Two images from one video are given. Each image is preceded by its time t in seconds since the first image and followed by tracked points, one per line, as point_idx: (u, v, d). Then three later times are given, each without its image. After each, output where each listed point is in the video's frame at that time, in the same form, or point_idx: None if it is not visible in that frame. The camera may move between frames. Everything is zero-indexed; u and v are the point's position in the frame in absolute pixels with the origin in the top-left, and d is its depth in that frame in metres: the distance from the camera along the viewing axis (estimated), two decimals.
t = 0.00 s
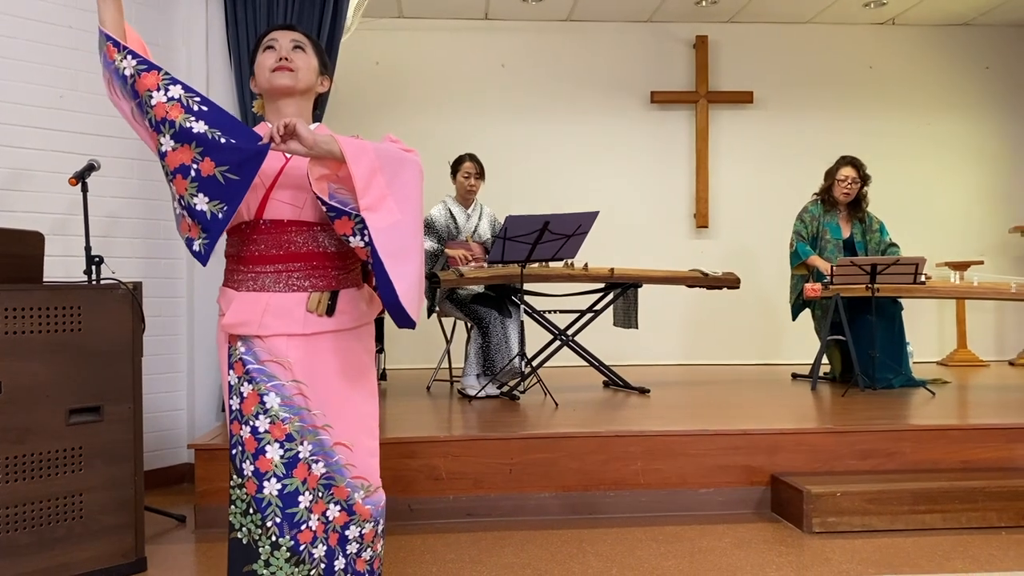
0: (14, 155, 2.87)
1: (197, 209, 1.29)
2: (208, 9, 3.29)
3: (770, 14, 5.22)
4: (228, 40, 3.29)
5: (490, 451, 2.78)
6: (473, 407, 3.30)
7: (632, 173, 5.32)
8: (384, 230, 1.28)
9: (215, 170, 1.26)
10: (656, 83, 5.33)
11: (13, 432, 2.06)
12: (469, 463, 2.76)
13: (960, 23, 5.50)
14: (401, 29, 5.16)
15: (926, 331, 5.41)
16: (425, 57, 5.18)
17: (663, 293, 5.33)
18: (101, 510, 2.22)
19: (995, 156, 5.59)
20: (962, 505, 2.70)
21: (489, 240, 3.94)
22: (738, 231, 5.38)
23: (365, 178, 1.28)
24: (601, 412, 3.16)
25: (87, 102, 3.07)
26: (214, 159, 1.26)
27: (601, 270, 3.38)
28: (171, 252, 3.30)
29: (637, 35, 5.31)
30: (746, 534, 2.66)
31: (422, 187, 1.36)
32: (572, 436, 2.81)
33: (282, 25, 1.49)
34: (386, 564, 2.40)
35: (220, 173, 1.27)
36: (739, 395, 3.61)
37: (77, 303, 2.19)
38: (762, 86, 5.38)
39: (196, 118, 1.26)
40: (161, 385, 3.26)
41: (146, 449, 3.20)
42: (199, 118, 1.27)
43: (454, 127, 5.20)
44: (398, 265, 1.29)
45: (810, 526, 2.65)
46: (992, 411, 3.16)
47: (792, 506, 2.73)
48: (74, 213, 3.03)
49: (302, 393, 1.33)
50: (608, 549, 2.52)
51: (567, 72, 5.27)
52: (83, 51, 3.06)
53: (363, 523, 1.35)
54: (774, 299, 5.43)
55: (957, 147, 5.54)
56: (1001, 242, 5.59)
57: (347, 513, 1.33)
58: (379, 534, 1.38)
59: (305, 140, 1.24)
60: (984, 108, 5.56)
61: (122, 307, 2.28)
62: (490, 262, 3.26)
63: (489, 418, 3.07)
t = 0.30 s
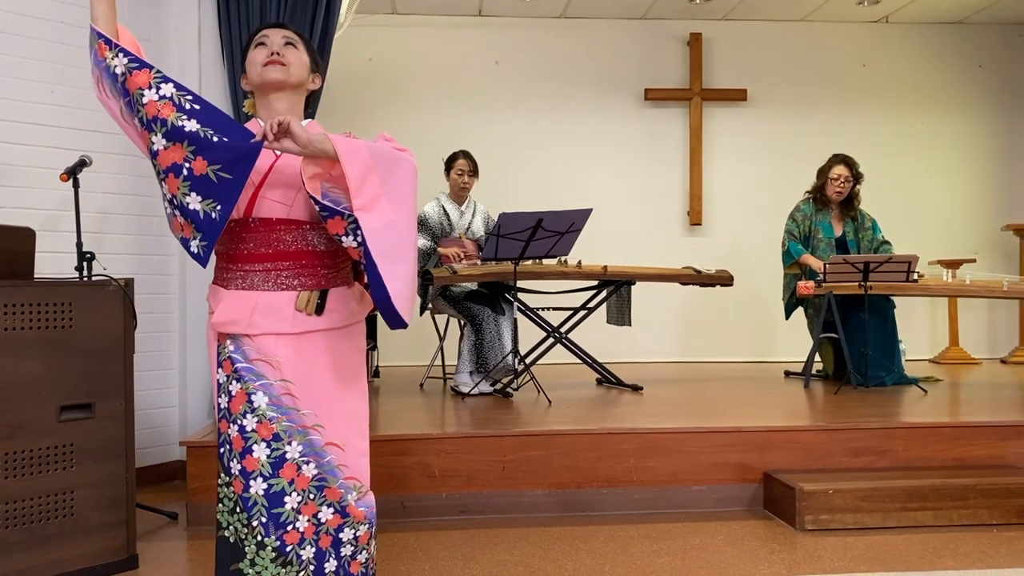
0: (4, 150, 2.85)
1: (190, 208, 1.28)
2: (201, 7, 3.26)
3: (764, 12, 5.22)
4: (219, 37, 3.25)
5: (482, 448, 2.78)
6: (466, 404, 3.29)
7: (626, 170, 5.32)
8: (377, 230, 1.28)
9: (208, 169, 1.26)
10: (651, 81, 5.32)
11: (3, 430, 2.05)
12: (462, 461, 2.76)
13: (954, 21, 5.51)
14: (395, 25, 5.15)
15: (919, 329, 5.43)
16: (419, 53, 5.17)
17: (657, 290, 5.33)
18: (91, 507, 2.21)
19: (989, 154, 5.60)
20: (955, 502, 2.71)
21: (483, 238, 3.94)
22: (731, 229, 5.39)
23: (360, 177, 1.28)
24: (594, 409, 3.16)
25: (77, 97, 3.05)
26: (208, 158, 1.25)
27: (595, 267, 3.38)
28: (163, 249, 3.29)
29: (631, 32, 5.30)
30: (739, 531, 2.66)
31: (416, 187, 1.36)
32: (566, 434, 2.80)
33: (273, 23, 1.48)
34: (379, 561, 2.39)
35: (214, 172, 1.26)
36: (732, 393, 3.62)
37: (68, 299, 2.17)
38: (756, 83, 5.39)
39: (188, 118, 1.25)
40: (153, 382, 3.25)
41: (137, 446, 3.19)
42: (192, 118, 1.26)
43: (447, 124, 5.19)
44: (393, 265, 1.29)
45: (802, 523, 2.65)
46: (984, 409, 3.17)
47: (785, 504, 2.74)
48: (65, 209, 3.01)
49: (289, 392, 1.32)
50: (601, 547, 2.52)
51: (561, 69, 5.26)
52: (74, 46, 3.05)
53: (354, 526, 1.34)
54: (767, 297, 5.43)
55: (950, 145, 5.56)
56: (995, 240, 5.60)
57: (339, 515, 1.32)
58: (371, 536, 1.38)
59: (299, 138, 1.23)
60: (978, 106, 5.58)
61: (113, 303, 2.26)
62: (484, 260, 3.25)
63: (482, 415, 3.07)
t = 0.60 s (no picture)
0: None
1: (205, 214, 1.27)
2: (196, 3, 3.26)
3: (759, 8, 5.22)
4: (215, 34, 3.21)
5: (478, 444, 2.77)
6: (461, 400, 3.29)
7: (621, 167, 5.31)
8: (388, 233, 1.27)
9: (221, 173, 1.25)
10: (647, 77, 5.32)
11: None
12: (457, 457, 2.76)
13: (950, 19, 5.52)
14: (391, 21, 5.14)
15: (913, 326, 5.44)
16: (414, 49, 5.15)
17: (652, 287, 5.33)
18: (85, 504, 2.20)
19: (984, 152, 5.61)
20: (950, 499, 2.72)
21: (478, 234, 3.93)
22: (726, 225, 5.39)
23: (372, 180, 1.26)
24: (590, 406, 3.16)
25: (71, 92, 3.03)
26: (221, 162, 1.25)
27: (590, 263, 3.37)
28: (157, 245, 3.27)
29: (627, 28, 5.30)
30: (734, 528, 2.66)
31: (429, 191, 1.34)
32: (561, 430, 2.80)
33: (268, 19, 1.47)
34: (374, 558, 2.39)
35: (227, 177, 1.25)
36: (727, 390, 3.62)
37: (62, 295, 2.16)
38: (752, 80, 5.39)
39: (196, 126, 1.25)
40: (147, 379, 3.23)
41: (131, 443, 3.18)
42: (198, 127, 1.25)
43: (442, 120, 5.18)
44: (404, 268, 1.27)
45: (798, 520, 2.65)
46: (979, 406, 3.18)
47: (780, 501, 2.74)
48: (58, 204, 3.00)
49: (291, 391, 1.31)
50: (596, 544, 2.51)
51: (557, 65, 5.26)
52: (68, 40, 3.03)
53: (353, 526, 1.33)
54: (762, 294, 5.44)
55: (945, 143, 5.57)
56: (990, 238, 5.61)
57: (339, 515, 1.31)
58: (369, 535, 1.37)
59: (313, 139, 1.22)
60: (973, 104, 5.59)
61: (107, 299, 2.25)
62: (479, 256, 3.25)
63: (477, 412, 3.07)
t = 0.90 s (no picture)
0: None
1: (193, 261, 1.27)
2: None
3: (755, 4, 5.22)
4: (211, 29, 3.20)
5: (473, 441, 2.77)
6: (457, 397, 3.28)
7: (617, 163, 5.31)
8: (447, 253, 1.42)
9: (215, 227, 1.26)
10: (642, 73, 5.32)
11: None
12: (453, 453, 2.75)
13: (947, 16, 5.53)
14: (386, 15, 5.12)
15: (908, 323, 5.45)
16: (409, 44, 5.14)
17: (648, 283, 5.33)
18: (79, 501, 2.19)
19: (980, 149, 5.62)
20: (946, 496, 2.72)
21: (474, 231, 3.92)
22: (722, 221, 5.39)
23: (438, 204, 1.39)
24: (586, 402, 3.16)
25: (65, 86, 3.02)
26: (214, 217, 1.25)
27: (586, 260, 3.37)
28: (151, 241, 3.26)
29: (623, 24, 5.29)
30: (730, 525, 2.66)
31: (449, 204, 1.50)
32: (558, 425, 2.80)
33: (265, 14, 1.44)
34: (370, 554, 2.38)
35: (220, 231, 1.26)
36: (723, 386, 3.62)
37: (55, 290, 2.15)
38: (748, 76, 5.39)
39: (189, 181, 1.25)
40: (141, 375, 3.22)
41: (125, 439, 3.17)
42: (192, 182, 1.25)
43: (438, 115, 5.17)
44: (462, 285, 1.45)
45: (793, 517, 2.65)
46: (975, 402, 3.18)
47: (776, 498, 2.73)
48: (51, 199, 2.98)
49: (301, 391, 1.30)
50: (592, 540, 2.51)
51: (553, 60, 5.25)
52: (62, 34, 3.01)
53: (351, 518, 1.35)
54: (758, 291, 5.44)
55: (942, 140, 5.57)
56: (985, 235, 5.62)
57: (342, 510, 1.32)
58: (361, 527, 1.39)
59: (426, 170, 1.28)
60: (969, 101, 5.59)
61: (100, 295, 2.24)
62: (476, 252, 3.25)
63: (473, 408, 3.06)
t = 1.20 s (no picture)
0: None
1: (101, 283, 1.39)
2: None
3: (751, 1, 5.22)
4: (203, 25, 3.16)
5: (469, 438, 2.76)
6: (453, 394, 3.29)
7: (613, 160, 5.31)
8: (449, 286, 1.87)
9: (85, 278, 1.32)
10: (639, 70, 5.32)
11: None
12: (449, 450, 2.75)
13: (943, 14, 5.54)
14: (382, 12, 5.11)
15: (904, 321, 5.46)
16: (406, 41, 5.14)
17: (644, 281, 5.33)
18: (75, 497, 2.19)
19: (976, 147, 5.63)
20: (940, 492, 2.73)
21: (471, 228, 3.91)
22: (718, 219, 5.39)
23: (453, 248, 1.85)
24: (581, 399, 3.17)
25: (59, 83, 3.01)
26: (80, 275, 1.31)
27: (583, 257, 3.36)
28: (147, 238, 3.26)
29: (620, 21, 5.29)
30: (725, 521, 2.67)
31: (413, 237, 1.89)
32: (554, 423, 2.80)
33: (255, 8, 1.49)
34: (365, 550, 2.39)
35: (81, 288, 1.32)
36: (718, 383, 3.63)
37: (51, 288, 2.15)
38: (745, 73, 5.39)
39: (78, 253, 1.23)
40: (138, 371, 3.22)
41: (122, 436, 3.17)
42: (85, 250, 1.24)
43: (434, 112, 5.17)
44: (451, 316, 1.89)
45: (788, 513, 2.66)
46: (969, 399, 3.19)
47: (772, 494, 2.74)
48: (46, 196, 2.97)
49: (320, 381, 1.44)
50: (588, 537, 2.51)
51: (549, 57, 5.25)
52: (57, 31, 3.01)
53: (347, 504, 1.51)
54: (753, 288, 5.44)
55: (938, 138, 5.58)
56: (981, 233, 5.63)
57: (344, 495, 1.48)
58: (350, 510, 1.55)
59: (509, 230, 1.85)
60: (965, 99, 5.61)
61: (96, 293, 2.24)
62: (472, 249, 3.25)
63: (469, 405, 3.06)
